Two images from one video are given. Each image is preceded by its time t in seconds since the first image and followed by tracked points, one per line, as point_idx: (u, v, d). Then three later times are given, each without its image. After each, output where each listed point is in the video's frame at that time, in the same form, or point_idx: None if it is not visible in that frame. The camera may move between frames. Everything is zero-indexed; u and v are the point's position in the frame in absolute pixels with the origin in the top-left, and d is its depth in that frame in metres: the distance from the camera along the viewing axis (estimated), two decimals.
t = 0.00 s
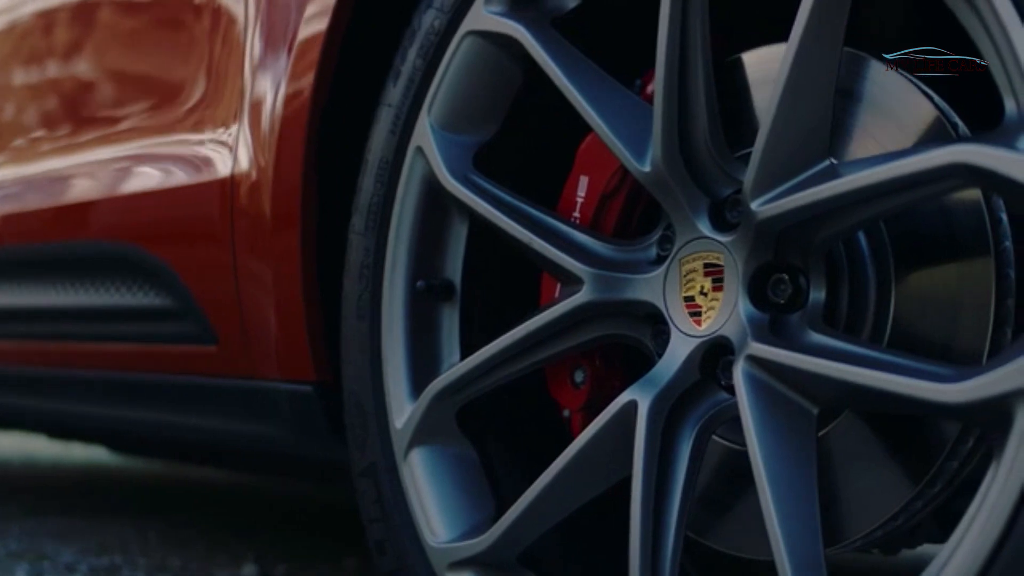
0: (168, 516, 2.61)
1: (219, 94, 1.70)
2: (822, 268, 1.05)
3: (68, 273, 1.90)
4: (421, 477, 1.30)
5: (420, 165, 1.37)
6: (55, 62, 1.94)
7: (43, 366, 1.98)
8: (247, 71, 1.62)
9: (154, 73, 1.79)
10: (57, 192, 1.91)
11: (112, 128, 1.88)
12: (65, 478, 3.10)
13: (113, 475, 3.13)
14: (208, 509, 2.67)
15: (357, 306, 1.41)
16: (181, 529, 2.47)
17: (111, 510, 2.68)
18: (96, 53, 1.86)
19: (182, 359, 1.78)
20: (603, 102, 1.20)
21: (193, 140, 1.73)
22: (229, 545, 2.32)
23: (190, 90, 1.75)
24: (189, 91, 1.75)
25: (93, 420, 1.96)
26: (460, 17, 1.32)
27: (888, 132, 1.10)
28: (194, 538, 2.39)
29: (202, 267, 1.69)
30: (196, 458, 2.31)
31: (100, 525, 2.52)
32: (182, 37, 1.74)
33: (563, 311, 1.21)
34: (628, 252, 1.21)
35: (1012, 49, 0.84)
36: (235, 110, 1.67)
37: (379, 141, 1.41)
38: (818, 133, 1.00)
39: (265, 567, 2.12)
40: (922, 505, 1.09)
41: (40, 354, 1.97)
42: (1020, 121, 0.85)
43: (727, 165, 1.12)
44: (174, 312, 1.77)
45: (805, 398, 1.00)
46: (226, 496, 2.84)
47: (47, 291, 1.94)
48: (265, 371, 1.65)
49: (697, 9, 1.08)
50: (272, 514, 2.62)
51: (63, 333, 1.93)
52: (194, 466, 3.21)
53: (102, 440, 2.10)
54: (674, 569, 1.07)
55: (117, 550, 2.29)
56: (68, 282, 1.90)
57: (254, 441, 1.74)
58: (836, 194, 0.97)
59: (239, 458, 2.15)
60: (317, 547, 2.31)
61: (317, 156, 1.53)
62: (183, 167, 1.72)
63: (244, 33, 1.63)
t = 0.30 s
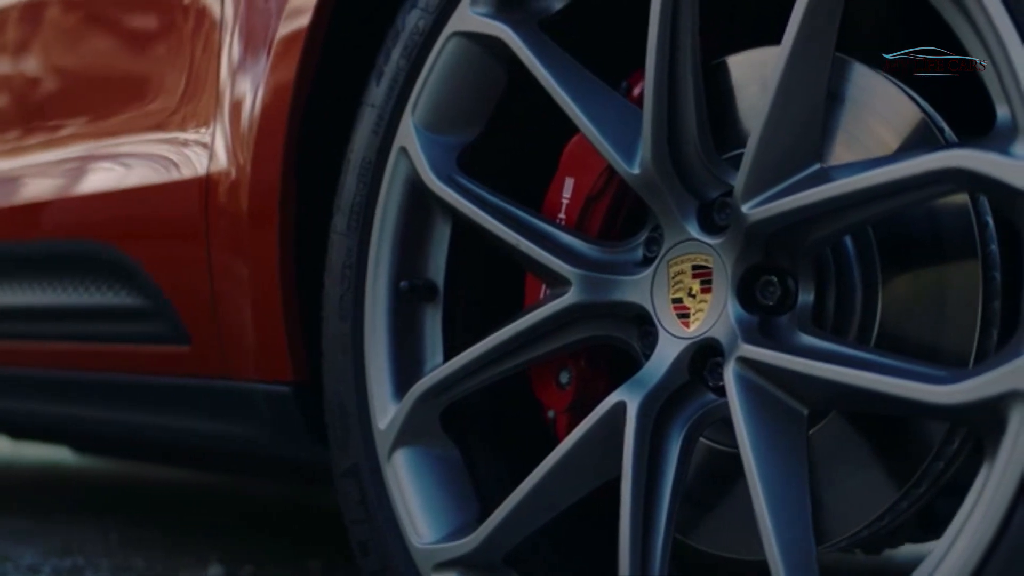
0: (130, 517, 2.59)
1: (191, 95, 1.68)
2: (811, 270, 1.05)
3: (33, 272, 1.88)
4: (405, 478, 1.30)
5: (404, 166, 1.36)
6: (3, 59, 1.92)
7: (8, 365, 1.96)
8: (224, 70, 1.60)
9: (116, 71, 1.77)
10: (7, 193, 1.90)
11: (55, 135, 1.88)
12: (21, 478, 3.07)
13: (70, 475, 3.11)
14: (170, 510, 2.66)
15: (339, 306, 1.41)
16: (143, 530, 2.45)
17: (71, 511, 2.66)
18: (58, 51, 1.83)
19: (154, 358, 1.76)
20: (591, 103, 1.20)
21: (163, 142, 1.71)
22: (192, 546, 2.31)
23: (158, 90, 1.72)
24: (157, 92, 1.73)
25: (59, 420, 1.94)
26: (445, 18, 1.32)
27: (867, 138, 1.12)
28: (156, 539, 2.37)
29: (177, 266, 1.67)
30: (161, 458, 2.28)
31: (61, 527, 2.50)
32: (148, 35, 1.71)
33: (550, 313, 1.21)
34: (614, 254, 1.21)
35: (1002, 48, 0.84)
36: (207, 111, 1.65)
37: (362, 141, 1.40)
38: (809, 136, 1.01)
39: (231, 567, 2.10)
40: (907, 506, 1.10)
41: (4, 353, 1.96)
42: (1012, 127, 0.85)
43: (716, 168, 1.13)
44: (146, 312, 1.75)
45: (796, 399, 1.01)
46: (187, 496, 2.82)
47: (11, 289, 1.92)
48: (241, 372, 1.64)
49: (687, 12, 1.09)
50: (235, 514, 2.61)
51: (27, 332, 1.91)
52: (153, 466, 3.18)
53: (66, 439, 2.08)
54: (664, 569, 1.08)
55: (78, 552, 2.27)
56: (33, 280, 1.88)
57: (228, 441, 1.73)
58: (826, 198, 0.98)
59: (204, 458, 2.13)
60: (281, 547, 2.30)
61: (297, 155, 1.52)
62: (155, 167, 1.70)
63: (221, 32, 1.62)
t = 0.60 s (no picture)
0: (89, 518, 2.56)
1: (162, 95, 1.66)
2: (797, 273, 1.07)
3: None
4: (387, 480, 1.30)
5: (386, 166, 1.36)
6: None
7: None
8: (198, 69, 1.59)
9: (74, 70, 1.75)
10: None
11: None
12: None
13: (23, 475, 3.07)
14: (128, 511, 2.63)
15: (319, 307, 1.40)
16: (102, 531, 2.42)
17: (27, 511, 2.63)
18: None
19: (124, 358, 1.75)
20: (577, 106, 1.21)
21: (133, 142, 1.69)
22: (152, 547, 2.28)
23: (127, 89, 1.70)
24: (125, 91, 1.70)
25: (22, 421, 1.92)
26: (428, 19, 1.32)
27: (849, 144, 1.12)
28: (116, 540, 2.35)
29: (149, 267, 1.66)
30: (122, 459, 2.26)
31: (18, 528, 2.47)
32: (114, 34, 1.70)
33: (534, 315, 1.22)
34: (599, 256, 1.22)
35: (989, 50, 0.85)
36: (179, 111, 1.63)
37: (343, 142, 1.40)
38: (798, 140, 1.02)
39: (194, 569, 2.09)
40: (891, 505, 1.12)
41: None
42: (1002, 133, 0.86)
43: (702, 171, 1.14)
44: (116, 312, 1.74)
45: (786, 401, 1.02)
46: (145, 496, 2.80)
47: None
48: (215, 373, 1.63)
49: (676, 17, 1.10)
50: (194, 515, 2.59)
51: None
52: (108, 466, 3.15)
53: (28, 440, 2.06)
54: (653, 569, 1.09)
55: (36, 553, 2.24)
56: None
57: (199, 443, 1.71)
58: (815, 202, 0.99)
59: (167, 459, 2.11)
60: (242, 547, 2.28)
61: (276, 155, 1.51)
62: (126, 167, 1.68)
63: (196, 30, 1.60)
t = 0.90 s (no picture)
0: (52, 518, 2.53)
1: (140, 94, 1.65)
2: (785, 276, 1.08)
3: None
4: (372, 481, 1.30)
5: (371, 167, 1.36)
6: None
7: None
8: (177, 70, 1.58)
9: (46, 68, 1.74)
10: None
11: None
12: None
13: None
14: (92, 511, 2.61)
15: (302, 308, 1.40)
16: (67, 532, 2.40)
17: None
18: None
19: (99, 359, 1.74)
20: (565, 109, 1.22)
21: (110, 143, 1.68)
22: (119, 547, 2.26)
23: (101, 89, 1.69)
24: (101, 90, 1.69)
25: None
26: (414, 21, 1.32)
27: (830, 142, 1.12)
28: (81, 541, 2.32)
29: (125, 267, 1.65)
30: (91, 460, 2.24)
31: None
32: (87, 33, 1.69)
33: (521, 316, 1.23)
34: (586, 258, 1.23)
35: (978, 57, 0.87)
36: (157, 110, 1.63)
37: (327, 142, 1.40)
38: (787, 145, 1.03)
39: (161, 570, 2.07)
40: (876, 506, 1.14)
41: None
42: (994, 140, 0.87)
43: (689, 175, 1.15)
44: (90, 312, 1.72)
45: (776, 402, 1.03)
46: (108, 496, 2.77)
47: None
48: (192, 373, 1.62)
49: (665, 21, 1.11)
50: (159, 515, 2.57)
51: None
52: (69, 466, 3.12)
53: None
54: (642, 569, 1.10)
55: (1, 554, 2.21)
56: None
57: (175, 444, 1.70)
58: (805, 207, 1.00)
59: (134, 459, 2.10)
60: (208, 547, 2.27)
61: (256, 155, 1.51)
62: (102, 167, 1.67)
63: (175, 29, 1.59)
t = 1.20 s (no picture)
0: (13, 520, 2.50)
1: (113, 93, 1.64)
2: (770, 279, 1.10)
3: None
4: (355, 482, 1.30)
5: (353, 169, 1.36)
6: None
7: None
8: (153, 68, 1.57)
9: (18, 68, 1.72)
10: None
11: None
12: None
13: None
14: (52, 512, 2.58)
15: (283, 309, 1.40)
16: (29, 533, 2.37)
17: None
18: None
19: (70, 359, 1.72)
20: (550, 112, 1.23)
21: (83, 141, 1.67)
22: (82, 548, 2.24)
23: (73, 88, 1.68)
24: (74, 90, 1.68)
25: None
26: (398, 23, 1.32)
27: (811, 145, 1.14)
28: (44, 542, 2.30)
29: (98, 267, 1.64)
30: (54, 461, 2.22)
31: None
32: (59, 32, 1.67)
33: (506, 318, 1.23)
34: (570, 260, 1.24)
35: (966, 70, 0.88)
36: (132, 109, 1.62)
37: (308, 143, 1.40)
38: (775, 150, 1.05)
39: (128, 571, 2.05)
40: (858, 505, 1.16)
41: None
42: (981, 147, 0.88)
43: (675, 178, 1.16)
44: (61, 311, 1.71)
45: (762, 403, 1.05)
46: (68, 497, 2.75)
47: None
48: (167, 373, 1.62)
49: (653, 27, 1.12)
50: (121, 515, 2.54)
51: None
52: (25, 466, 3.08)
53: None
54: (629, 568, 1.11)
55: None
56: None
57: (149, 444, 1.69)
58: (793, 211, 1.02)
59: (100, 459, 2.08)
60: (172, 547, 2.25)
61: (234, 155, 1.51)
62: (75, 166, 1.66)
63: (150, 28, 1.58)
